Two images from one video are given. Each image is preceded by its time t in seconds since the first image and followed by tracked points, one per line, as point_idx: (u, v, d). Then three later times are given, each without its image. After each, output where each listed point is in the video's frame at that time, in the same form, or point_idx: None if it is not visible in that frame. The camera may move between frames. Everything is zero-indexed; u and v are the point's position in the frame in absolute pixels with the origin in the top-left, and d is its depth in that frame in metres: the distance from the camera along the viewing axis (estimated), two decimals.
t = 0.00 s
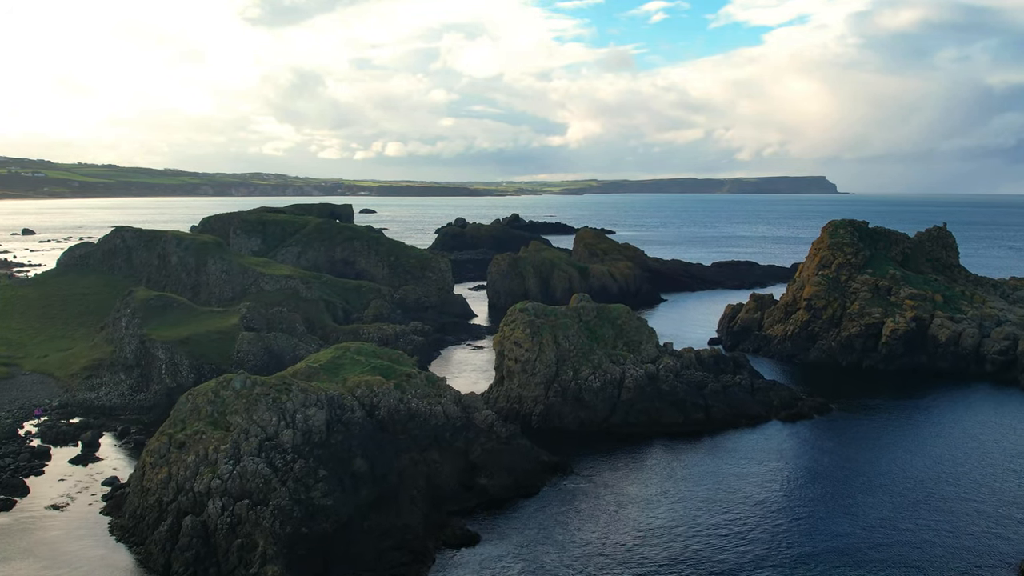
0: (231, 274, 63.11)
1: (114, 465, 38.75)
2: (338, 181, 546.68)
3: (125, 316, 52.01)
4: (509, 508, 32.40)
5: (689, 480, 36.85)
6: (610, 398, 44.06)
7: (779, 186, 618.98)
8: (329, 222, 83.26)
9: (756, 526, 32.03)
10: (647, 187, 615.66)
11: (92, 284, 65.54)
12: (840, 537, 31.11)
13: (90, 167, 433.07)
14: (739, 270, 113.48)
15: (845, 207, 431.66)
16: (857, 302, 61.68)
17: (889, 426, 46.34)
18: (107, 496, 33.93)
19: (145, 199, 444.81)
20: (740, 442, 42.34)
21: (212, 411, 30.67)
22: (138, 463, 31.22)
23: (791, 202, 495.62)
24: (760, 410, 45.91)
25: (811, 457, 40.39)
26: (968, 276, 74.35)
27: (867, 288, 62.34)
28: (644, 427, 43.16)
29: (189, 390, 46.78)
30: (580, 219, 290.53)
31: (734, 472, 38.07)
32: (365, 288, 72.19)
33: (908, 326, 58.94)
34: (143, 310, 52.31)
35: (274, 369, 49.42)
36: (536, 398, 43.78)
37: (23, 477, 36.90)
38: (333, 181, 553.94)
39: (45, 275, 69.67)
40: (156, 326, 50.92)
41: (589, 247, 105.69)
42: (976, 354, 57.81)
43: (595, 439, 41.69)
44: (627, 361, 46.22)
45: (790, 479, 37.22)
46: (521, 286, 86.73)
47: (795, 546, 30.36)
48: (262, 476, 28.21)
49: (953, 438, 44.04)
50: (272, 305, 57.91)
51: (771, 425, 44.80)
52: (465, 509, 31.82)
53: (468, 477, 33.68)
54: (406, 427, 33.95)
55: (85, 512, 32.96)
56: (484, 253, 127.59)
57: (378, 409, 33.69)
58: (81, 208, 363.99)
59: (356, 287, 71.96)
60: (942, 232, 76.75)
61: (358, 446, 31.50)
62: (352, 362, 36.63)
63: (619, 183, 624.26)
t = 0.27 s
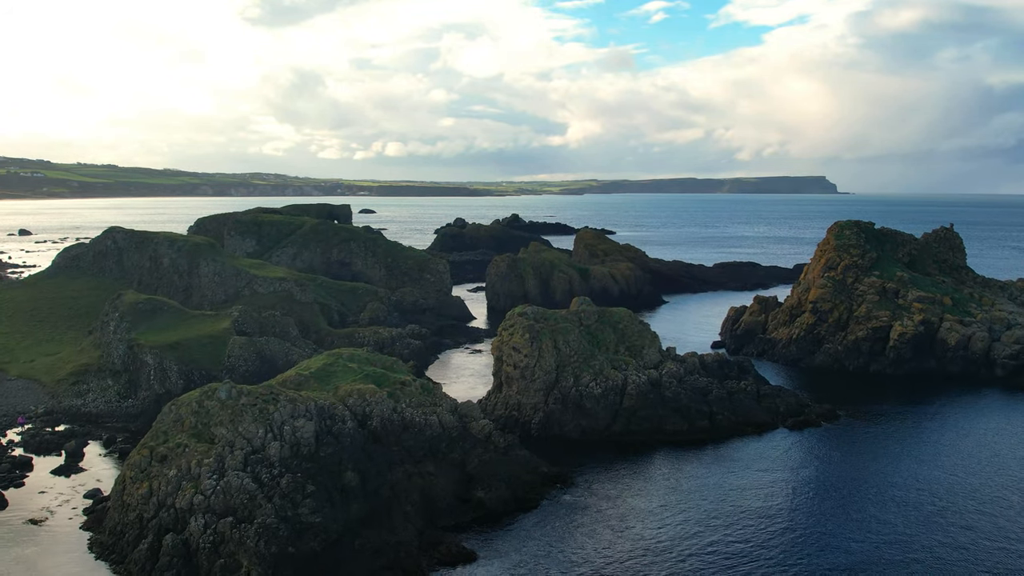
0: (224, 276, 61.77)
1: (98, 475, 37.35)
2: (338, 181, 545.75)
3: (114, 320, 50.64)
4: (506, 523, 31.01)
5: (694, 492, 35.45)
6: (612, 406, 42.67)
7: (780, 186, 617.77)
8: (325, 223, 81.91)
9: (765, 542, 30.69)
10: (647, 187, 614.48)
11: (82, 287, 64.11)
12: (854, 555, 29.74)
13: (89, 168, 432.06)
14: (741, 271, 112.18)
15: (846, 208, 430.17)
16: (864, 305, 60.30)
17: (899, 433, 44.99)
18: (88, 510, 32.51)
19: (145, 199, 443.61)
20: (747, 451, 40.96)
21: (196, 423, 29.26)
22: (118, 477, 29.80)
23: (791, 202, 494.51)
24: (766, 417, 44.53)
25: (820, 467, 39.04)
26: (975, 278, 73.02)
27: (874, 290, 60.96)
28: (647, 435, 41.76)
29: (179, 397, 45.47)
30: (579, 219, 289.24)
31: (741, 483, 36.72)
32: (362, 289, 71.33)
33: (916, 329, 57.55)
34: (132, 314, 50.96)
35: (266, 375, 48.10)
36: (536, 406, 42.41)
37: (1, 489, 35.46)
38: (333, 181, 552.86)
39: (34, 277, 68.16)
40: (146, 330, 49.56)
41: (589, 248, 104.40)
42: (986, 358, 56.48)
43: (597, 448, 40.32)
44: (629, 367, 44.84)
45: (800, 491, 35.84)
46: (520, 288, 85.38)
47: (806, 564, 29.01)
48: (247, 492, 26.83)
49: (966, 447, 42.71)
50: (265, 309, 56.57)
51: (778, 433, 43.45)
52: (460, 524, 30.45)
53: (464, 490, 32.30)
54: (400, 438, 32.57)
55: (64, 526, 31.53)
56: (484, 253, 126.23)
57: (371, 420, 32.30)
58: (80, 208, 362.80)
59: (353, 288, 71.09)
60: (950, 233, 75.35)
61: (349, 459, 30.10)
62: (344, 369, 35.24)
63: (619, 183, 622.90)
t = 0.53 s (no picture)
0: (215, 278, 60.23)
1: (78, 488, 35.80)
2: (337, 181, 544.17)
3: (100, 325, 49.09)
4: (504, 541, 29.55)
5: (701, 506, 33.98)
6: (614, 414, 41.13)
7: (780, 186, 616.27)
8: (321, 224, 80.37)
9: (776, 563, 29.22)
10: (647, 187, 613.03)
11: (71, 290, 62.47)
12: None
13: (88, 168, 430.59)
14: (743, 273, 110.73)
15: (847, 208, 428.65)
16: (872, 308, 58.80)
17: (911, 442, 43.54)
18: (65, 526, 30.97)
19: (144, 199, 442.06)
20: (754, 461, 39.48)
21: (176, 437, 27.73)
22: (95, 493, 28.26)
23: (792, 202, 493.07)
24: (773, 426, 43.02)
25: (830, 480, 37.52)
26: (984, 280, 71.56)
27: (882, 294, 59.45)
28: (650, 445, 40.26)
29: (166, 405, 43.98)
30: (579, 220, 287.79)
31: (749, 497, 35.25)
32: (357, 292, 70.06)
33: (926, 333, 56.08)
34: (120, 319, 49.44)
35: (257, 383, 46.61)
36: (535, 414, 40.90)
37: None
38: (332, 182, 551.34)
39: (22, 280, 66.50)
40: (133, 336, 48.03)
41: (590, 250, 102.94)
42: (997, 363, 55.05)
43: (598, 459, 38.83)
44: (632, 374, 43.31)
45: (811, 507, 34.37)
46: (519, 290, 83.86)
47: None
48: (229, 512, 25.36)
49: (980, 457, 41.27)
50: (257, 313, 55.08)
51: (786, 442, 41.95)
52: (456, 543, 28.97)
53: (460, 505, 30.82)
54: (393, 452, 31.07)
55: (39, 544, 29.96)
56: (483, 255, 124.66)
57: (362, 432, 30.79)
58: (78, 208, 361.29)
59: (348, 291, 69.80)
60: (957, 234, 73.86)
61: (339, 474, 28.61)
62: (334, 379, 33.69)
63: (619, 184, 621.44)
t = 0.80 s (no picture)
0: (206, 281, 58.68)
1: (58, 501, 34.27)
2: (337, 181, 542.69)
3: (86, 330, 47.54)
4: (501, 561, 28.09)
5: (707, 522, 32.55)
6: (617, 423, 39.62)
7: (781, 185, 614.75)
8: (316, 225, 78.82)
9: None
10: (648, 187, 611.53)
11: (59, 293, 60.67)
12: None
13: (87, 168, 429.18)
14: (746, 274, 109.24)
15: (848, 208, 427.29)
16: (880, 312, 57.31)
17: (923, 452, 42.07)
18: (40, 545, 29.47)
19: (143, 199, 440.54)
20: (762, 473, 38.02)
21: (155, 453, 26.25)
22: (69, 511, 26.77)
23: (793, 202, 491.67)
24: (781, 435, 41.51)
25: (841, 494, 36.02)
26: (993, 283, 70.04)
27: (891, 297, 58.00)
28: (654, 456, 38.79)
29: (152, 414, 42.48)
30: (580, 220, 286.28)
31: (757, 511, 33.79)
32: (353, 294, 68.68)
33: (936, 338, 54.59)
34: (106, 324, 47.91)
35: (248, 390, 45.15)
36: (534, 424, 39.47)
37: None
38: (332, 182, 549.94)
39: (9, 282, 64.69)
40: (119, 341, 46.53)
41: (590, 251, 101.48)
42: (1009, 369, 53.57)
43: (599, 470, 37.37)
44: (634, 381, 41.82)
45: (822, 523, 32.91)
46: (519, 292, 82.32)
47: None
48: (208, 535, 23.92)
49: (996, 468, 39.81)
50: (248, 318, 53.58)
51: (794, 452, 40.46)
52: (450, 563, 27.52)
53: (455, 522, 29.35)
54: (385, 466, 29.58)
55: (12, 564, 28.43)
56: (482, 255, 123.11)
57: (352, 446, 29.32)
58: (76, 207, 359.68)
59: (343, 294, 68.40)
60: (965, 236, 72.30)
61: (326, 491, 27.14)
62: (324, 389, 32.21)
63: (619, 184, 619.82)
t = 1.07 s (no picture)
0: (198, 283, 57.28)
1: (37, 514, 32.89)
2: (337, 181, 541.41)
3: (72, 335, 46.13)
4: None
5: (713, 537, 31.23)
6: (619, 433, 38.24)
7: (782, 185, 613.27)
8: (312, 226, 77.41)
9: None
10: (648, 187, 610.09)
11: (48, 296, 58.88)
12: None
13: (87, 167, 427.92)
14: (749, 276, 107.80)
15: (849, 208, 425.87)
16: (888, 316, 55.93)
17: (935, 462, 40.70)
18: (15, 563, 28.10)
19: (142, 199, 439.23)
20: (770, 484, 36.67)
21: (133, 469, 24.87)
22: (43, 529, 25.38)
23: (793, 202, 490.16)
24: (789, 444, 40.14)
25: (852, 507, 34.66)
26: (1002, 285, 68.60)
27: (899, 300, 56.63)
28: (657, 467, 37.46)
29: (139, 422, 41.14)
30: (580, 220, 284.77)
31: (764, 526, 32.47)
32: (349, 297, 67.35)
33: (946, 342, 53.20)
34: (92, 328, 46.52)
35: (238, 397, 43.85)
36: (533, 433, 38.14)
37: None
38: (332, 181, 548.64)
39: None
40: (105, 346, 45.17)
41: (590, 252, 100.10)
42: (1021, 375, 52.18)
43: (601, 482, 36.05)
44: (637, 389, 40.46)
45: (833, 539, 31.58)
46: (519, 294, 80.79)
47: None
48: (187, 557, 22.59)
49: (1011, 480, 38.45)
50: (240, 322, 52.25)
51: (802, 463, 39.10)
52: None
53: (450, 539, 28.02)
54: (376, 481, 28.23)
55: None
56: (481, 256, 121.76)
57: (342, 460, 27.97)
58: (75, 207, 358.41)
59: (339, 296, 67.07)
60: (973, 237, 70.86)
61: (314, 509, 25.79)
62: (314, 399, 30.83)
63: (620, 184, 618.36)
